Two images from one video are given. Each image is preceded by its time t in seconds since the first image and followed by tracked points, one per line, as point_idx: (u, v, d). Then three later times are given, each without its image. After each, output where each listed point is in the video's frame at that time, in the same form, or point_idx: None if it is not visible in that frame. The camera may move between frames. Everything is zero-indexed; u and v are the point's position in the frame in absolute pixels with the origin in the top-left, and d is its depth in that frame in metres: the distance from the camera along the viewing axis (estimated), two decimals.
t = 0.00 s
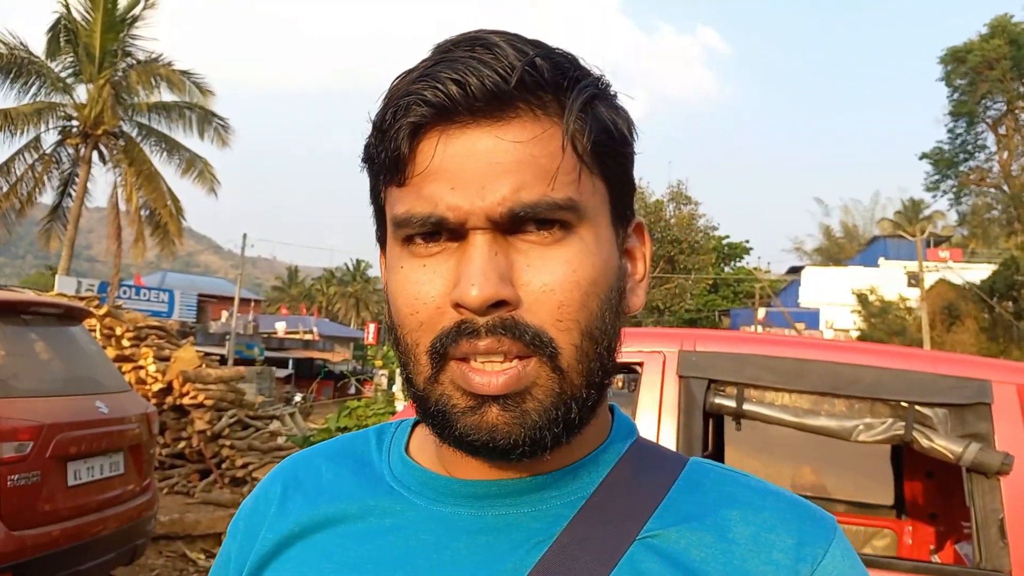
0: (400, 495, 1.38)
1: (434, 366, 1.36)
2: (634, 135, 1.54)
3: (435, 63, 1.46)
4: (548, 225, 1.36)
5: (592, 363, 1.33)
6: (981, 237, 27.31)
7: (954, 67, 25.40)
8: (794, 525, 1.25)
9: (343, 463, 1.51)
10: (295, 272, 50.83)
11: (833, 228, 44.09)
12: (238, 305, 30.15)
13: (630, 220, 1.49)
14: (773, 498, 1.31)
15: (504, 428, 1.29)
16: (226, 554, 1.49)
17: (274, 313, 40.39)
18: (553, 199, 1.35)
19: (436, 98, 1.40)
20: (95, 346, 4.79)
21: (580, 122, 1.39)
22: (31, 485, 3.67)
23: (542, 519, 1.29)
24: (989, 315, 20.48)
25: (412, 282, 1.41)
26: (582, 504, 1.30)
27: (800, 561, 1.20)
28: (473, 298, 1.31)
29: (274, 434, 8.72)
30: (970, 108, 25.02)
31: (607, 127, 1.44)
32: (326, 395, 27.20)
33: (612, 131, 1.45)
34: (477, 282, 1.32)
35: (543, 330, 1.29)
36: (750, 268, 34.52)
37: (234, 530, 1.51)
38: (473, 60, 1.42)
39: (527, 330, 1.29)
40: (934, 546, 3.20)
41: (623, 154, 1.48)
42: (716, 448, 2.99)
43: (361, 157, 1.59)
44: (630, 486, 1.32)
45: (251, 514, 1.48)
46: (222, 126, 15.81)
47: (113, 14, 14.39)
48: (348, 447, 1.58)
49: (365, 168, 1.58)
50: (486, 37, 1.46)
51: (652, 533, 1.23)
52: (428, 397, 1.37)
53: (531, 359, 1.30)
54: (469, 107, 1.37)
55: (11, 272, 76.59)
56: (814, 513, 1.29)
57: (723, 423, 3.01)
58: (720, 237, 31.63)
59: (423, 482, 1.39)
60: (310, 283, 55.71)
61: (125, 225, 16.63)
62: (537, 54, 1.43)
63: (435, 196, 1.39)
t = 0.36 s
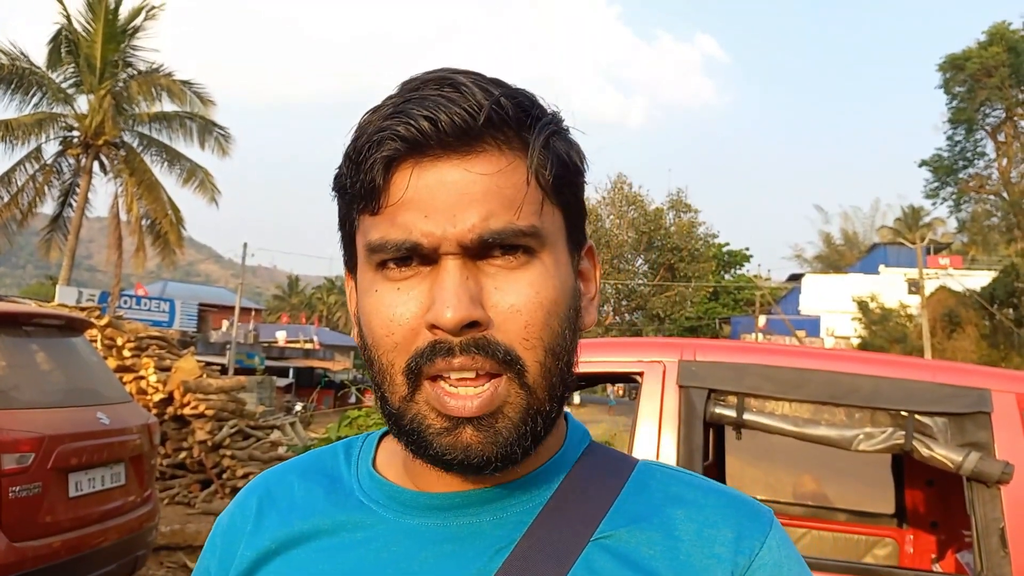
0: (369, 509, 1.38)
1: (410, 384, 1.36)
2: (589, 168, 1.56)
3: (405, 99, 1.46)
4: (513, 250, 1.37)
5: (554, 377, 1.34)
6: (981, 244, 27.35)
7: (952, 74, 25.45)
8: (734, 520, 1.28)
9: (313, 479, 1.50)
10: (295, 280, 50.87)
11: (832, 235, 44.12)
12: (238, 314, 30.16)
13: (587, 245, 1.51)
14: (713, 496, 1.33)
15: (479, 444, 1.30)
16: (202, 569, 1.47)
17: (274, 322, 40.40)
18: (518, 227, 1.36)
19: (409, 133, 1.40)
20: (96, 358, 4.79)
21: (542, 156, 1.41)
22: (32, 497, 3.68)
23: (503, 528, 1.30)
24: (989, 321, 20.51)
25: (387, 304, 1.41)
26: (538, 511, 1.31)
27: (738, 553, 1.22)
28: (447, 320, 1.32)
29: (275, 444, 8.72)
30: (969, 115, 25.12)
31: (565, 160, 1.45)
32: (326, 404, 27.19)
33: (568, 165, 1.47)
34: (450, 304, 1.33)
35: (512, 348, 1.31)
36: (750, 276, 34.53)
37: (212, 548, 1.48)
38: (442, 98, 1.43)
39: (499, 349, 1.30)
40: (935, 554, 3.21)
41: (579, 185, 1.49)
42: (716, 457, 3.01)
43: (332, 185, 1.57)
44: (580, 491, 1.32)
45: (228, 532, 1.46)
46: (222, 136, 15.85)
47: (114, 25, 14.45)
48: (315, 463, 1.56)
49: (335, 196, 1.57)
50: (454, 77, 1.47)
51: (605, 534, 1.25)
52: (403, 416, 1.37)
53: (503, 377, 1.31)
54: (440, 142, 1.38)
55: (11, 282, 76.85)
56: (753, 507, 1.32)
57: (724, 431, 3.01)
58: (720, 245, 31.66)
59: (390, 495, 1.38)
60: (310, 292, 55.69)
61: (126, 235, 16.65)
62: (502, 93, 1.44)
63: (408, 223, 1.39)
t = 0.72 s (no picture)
0: (397, 506, 1.38)
1: (437, 397, 1.35)
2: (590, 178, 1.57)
3: (411, 124, 1.46)
4: (527, 260, 1.37)
5: (574, 379, 1.34)
6: (982, 246, 27.35)
7: (953, 75, 25.44)
8: (745, 517, 1.28)
9: (337, 476, 1.49)
10: (297, 284, 50.92)
11: (834, 236, 44.11)
12: (239, 317, 30.19)
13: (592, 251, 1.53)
14: (723, 494, 1.33)
15: (511, 447, 1.28)
16: (227, 566, 1.46)
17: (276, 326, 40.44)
18: (530, 234, 1.36)
19: (418, 156, 1.41)
20: (98, 362, 4.80)
21: (547, 168, 1.41)
22: (35, 500, 3.68)
23: (527, 524, 1.30)
24: (991, 323, 20.48)
25: (411, 321, 1.40)
26: (562, 507, 1.32)
27: (751, 549, 1.23)
28: (472, 332, 1.32)
29: (277, 447, 8.73)
30: (970, 116, 25.18)
31: (569, 170, 1.47)
32: (327, 407, 27.19)
33: (573, 175, 1.48)
34: (475, 318, 1.33)
35: (534, 354, 1.31)
36: (752, 278, 34.54)
37: (238, 540, 1.47)
38: (446, 121, 1.44)
39: (521, 356, 1.30)
40: (937, 556, 3.24)
41: (583, 194, 1.51)
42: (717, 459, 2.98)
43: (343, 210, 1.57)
44: (597, 489, 1.33)
45: (255, 525, 1.46)
46: (223, 139, 15.87)
47: (115, 29, 14.49)
48: (337, 460, 1.55)
49: (348, 221, 1.56)
50: (456, 100, 1.48)
51: (625, 530, 1.26)
52: (431, 428, 1.36)
53: (527, 383, 1.30)
54: (449, 161, 1.39)
55: (13, 287, 77.04)
56: (761, 505, 1.32)
57: (724, 433, 3.02)
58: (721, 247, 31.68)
59: (416, 493, 1.38)
60: (312, 295, 55.75)
61: (128, 239, 16.67)
62: (503, 113, 1.46)
63: (426, 241, 1.39)
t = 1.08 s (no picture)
0: (465, 512, 1.37)
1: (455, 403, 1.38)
2: (654, 185, 1.48)
3: (461, 128, 1.47)
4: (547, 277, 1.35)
5: (593, 403, 1.31)
6: (984, 248, 27.32)
7: (954, 78, 25.43)
8: (819, 532, 1.33)
9: (401, 478, 1.50)
10: (298, 286, 50.94)
11: (836, 239, 44.09)
12: (241, 321, 30.20)
13: (647, 263, 1.45)
14: (795, 509, 1.38)
15: (514, 460, 1.30)
16: (286, 563, 1.45)
17: (277, 329, 40.46)
18: (549, 251, 1.33)
19: (452, 165, 1.42)
20: (99, 364, 4.80)
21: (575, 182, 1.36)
22: (35, 503, 3.68)
23: (604, 534, 1.32)
24: (993, 326, 20.45)
25: (441, 326, 1.43)
26: (639, 518, 1.34)
27: (829, 565, 1.28)
28: (476, 345, 1.32)
29: (278, 450, 8.75)
30: (971, 119, 25.18)
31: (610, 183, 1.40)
32: (329, 410, 27.21)
33: (619, 187, 1.41)
34: (481, 330, 1.33)
35: (544, 374, 1.30)
36: (753, 281, 34.52)
37: (295, 533, 1.47)
38: (485, 129, 1.43)
39: (528, 374, 1.30)
40: (938, 559, 3.26)
41: (638, 205, 1.43)
42: (717, 460, 2.95)
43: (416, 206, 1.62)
44: (675, 500, 1.36)
45: (315, 515, 1.47)
46: (224, 142, 15.89)
47: (117, 32, 14.52)
48: (398, 460, 1.56)
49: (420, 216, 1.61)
50: (507, 104, 1.46)
51: (703, 544, 1.29)
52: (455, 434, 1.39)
53: (532, 400, 1.30)
54: (474, 175, 1.39)
55: (15, 290, 77.25)
56: (832, 522, 1.37)
57: (725, 436, 3.01)
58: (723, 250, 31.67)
59: (486, 499, 1.37)
60: (313, 298, 55.78)
61: (130, 242, 16.69)
62: (546, 120, 1.41)
63: (450, 250, 1.41)
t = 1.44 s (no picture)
0: (508, 518, 1.37)
1: (543, 402, 1.37)
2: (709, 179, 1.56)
3: (524, 127, 1.48)
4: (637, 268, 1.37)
5: (686, 389, 1.35)
6: (986, 250, 27.27)
7: (955, 80, 25.40)
8: (867, 546, 1.33)
9: (441, 481, 1.49)
10: (299, 290, 50.99)
11: (838, 242, 44.04)
12: (242, 325, 30.20)
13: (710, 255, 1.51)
14: (844, 522, 1.37)
15: (617, 455, 1.30)
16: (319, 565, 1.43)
17: (279, 333, 40.47)
18: (641, 244, 1.36)
19: (528, 161, 1.42)
20: (101, 369, 4.81)
21: (659, 172, 1.41)
22: (37, 508, 3.68)
23: (650, 544, 1.32)
24: (995, 328, 20.38)
25: (517, 327, 1.42)
26: (685, 530, 1.34)
27: None
28: (576, 339, 1.33)
29: (280, 454, 8.75)
30: (972, 121, 25.11)
31: (684, 175, 1.46)
32: (331, 415, 27.19)
33: (688, 178, 1.47)
34: (579, 324, 1.34)
35: (643, 363, 1.32)
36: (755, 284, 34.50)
37: (330, 535, 1.46)
38: (558, 125, 1.45)
39: (628, 364, 1.32)
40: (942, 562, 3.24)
41: (700, 197, 1.50)
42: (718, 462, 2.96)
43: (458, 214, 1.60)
44: (718, 511, 1.36)
45: (351, 515, 1.46)
46: (226, 146, 15.93)
47: (119, 37, 14.56)
48: (437, 464, 1.55)
49: (463, 223, 1.60)
50: (569, 102, 1.49)
51: (750, 556, 1.29)
52: (539, 431, 1.37)
53: (634, 392, 1.32)
54: (557, 168, 1.40)
55: (18, 296, 77.37)
56: (881, 537, 1.37)
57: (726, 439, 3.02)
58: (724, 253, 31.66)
59: (534, 506, 1.37)
60: (315, 303, 55.88)
61: (132, 247, 16.71)
62: (616, 115, 1.46)
63: (532, 248, 1.40)
